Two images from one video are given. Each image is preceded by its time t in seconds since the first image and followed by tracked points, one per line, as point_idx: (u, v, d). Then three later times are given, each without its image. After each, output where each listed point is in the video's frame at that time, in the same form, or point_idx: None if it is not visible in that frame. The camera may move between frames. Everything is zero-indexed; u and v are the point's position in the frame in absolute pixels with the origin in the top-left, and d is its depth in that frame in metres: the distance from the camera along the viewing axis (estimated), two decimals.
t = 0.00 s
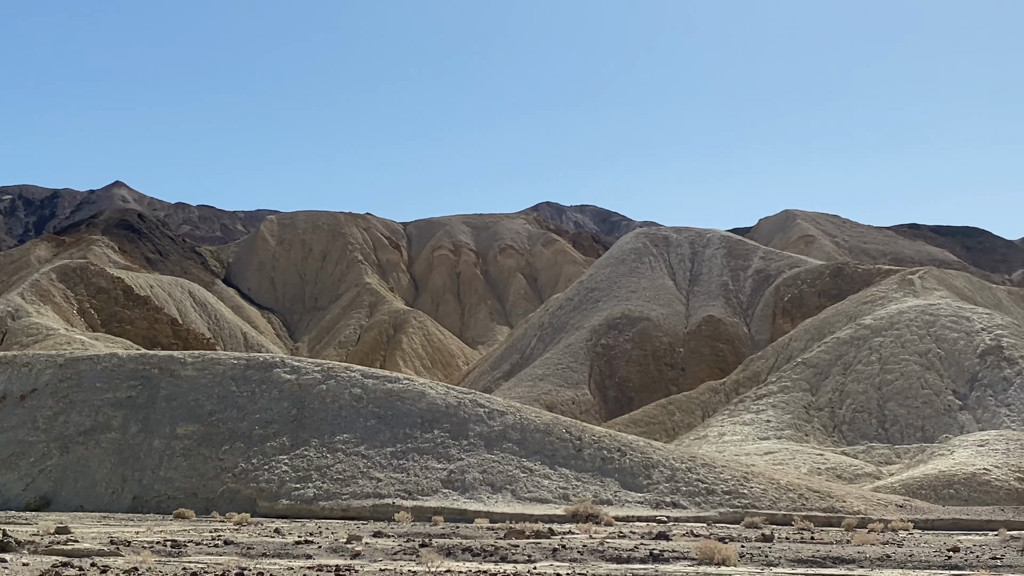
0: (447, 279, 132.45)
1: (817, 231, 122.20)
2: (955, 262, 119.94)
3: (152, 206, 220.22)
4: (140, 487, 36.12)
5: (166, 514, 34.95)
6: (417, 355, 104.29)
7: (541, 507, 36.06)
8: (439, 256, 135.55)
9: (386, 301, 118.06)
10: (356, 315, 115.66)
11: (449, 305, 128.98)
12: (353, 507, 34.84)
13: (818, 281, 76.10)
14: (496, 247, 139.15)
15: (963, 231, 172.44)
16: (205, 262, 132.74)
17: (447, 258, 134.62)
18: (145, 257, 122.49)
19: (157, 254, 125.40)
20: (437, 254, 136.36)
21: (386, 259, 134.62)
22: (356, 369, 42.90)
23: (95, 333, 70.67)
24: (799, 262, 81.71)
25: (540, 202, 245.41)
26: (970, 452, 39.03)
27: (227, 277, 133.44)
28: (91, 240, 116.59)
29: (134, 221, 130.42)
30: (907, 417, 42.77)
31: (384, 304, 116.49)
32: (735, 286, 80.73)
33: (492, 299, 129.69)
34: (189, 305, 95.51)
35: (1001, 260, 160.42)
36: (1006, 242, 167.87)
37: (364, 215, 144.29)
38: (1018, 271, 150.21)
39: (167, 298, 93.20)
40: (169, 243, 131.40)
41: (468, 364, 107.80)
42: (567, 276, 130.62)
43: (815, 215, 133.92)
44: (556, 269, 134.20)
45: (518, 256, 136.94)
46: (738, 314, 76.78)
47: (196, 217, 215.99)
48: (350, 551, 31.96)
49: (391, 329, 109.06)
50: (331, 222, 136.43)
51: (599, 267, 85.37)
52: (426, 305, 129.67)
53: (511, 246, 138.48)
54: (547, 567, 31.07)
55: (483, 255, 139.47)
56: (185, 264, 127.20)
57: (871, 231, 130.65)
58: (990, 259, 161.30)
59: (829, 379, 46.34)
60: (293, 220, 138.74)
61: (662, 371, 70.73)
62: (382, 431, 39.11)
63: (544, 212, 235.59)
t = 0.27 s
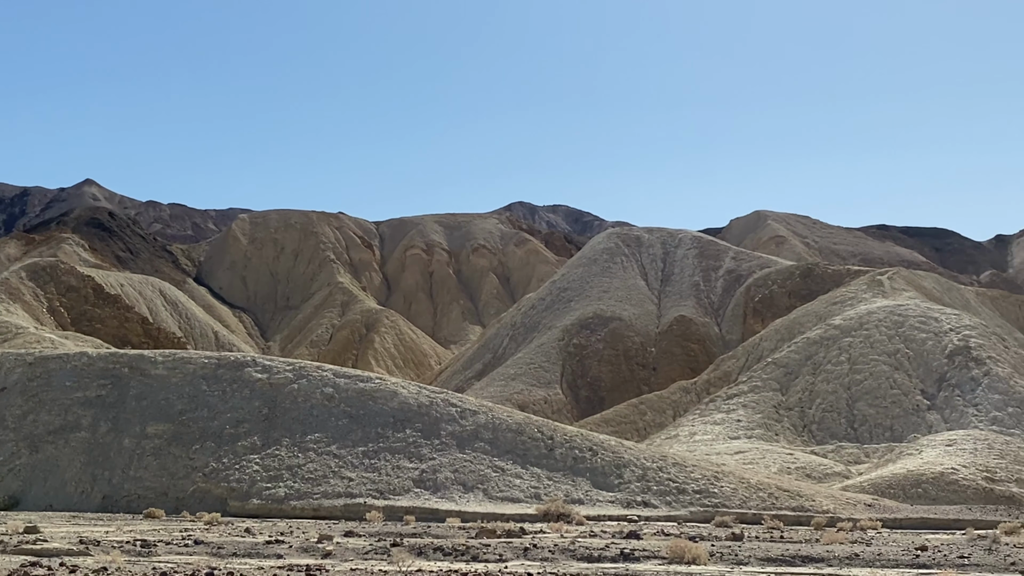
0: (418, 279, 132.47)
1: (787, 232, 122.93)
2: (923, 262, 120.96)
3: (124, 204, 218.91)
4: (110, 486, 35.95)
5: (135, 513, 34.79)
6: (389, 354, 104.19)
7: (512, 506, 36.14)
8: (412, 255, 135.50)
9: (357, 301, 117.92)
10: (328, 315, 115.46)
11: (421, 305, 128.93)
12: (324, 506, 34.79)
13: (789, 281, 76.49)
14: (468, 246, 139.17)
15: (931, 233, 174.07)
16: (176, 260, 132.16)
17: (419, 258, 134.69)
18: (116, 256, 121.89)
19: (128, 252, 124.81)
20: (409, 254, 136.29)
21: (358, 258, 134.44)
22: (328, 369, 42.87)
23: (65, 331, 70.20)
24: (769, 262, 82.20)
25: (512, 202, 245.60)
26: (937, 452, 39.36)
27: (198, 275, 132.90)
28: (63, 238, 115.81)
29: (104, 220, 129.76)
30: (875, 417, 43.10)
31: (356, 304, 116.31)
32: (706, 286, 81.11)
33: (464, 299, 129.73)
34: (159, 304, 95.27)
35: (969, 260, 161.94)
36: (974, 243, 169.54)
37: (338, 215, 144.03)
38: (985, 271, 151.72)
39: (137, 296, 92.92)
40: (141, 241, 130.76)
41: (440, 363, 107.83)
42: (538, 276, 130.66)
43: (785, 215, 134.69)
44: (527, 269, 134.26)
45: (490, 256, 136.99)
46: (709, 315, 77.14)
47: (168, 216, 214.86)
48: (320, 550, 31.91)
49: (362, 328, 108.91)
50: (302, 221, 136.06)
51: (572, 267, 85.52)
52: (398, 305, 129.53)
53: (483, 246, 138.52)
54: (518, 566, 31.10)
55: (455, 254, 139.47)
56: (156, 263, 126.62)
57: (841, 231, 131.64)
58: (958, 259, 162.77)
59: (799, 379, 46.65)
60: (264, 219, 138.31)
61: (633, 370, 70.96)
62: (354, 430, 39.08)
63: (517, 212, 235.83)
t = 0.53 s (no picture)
0: (386, 279, 132.76)
1: (750, 233, 124.03)
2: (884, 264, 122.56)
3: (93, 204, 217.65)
4: (77, 485, 36.04)
5: (103, 512, 34.90)
6: (357, 354, 104.35)
7: (479, 504, 36.49)
8: (381, 255, 135.70)
9: (326, 300, 118.04)
10: (297, 314, 115.44)
11: (388, 305, 129.05)
12: (292, 504, 35.02)
13: (752, 281, 77.26)
14: (436, 247, 139.46)
15: (892, 235, 176.46)
16: (144, 259, 131.73)
17: (388, 258, 135.02)
18: (84, 256, 121.42)
19: (95, 251, 124.38)
20: (378, 254, 136.49)
21: (327, 258, 134.48)
22: (295, 368, 43.10)
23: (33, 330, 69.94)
24: (733, 263, 83.11)
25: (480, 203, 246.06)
26: (897, 450, 40.05)
27: (167, 274, 132.51)
28: (33, 237, 115.23)
29: (71, 219, 129.17)
30: (837, 416, 43.75)
31: (325, 303, 116.37)
32: (671, 286, 81.87)
33: (432, 298, 130.05)
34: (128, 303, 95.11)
35: (928, 261, 164.22)
36: (933, 246, 171.99)
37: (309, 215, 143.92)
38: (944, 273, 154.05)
39: (105, 295, 92.79)
40: (109, 240, 130.29)
41: (407, 362, 108.14)
42: (506, 276, 131.14)
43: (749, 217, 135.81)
44: (495, 269, 134.65)
45: (458, 256, 137.31)
46: (673, 315, 77.86)
47: (137, 216, 213.69)
48: (287, 549, 32.16)
49: (331, 327, 109.02)
50: (271, 220, 135.78)
51: (539, 267, 85.93)
52: (366, 305, 129.66)
53: (452, 246, 138.84)
54: (484, 564, 31.44)
55: (424, 254, 139.72)
56: (124, 262, 126.21)
57: (804, 233, 133.17)
58: (918, 261, 165.04)
59: (762, 378, 47.27)
60: (233, 218, 137.87)
61: (599, 370, 71.54)
62: (322, 429, 39.33)
63: (485, 213, 236.31)
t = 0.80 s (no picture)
0: (352, 279, 133.36)
1: (705, 236, 125.82)
2: (833, 266, 125.12)
3: (60, 206, 216.45)
4: (46, 481, 36.59)
5: (71, 507, 35.49)
6: (322, 352, 104.93)
7: (440, 499, 37.42)
8: (346, 256, 136.25)
9: (292, 300, 118.46)
10: (262, 313, 115.86)
11: (353, 305, 129.72)
12: (257, 501, 35.77)
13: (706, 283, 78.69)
14: (400, 248, 140.13)
15: (843, 238, 179.82)
16: (112, 259, 131.38)
17: (353, 259, 135.58)
18: (53, 255, 120.97)
19: (64, 251, 123.97)
20: (343, 255, 137.07)
21: (293, 258, 134.86)
22: (261, 366, 43.85)
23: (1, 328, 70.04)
24: (689, 265, 84.75)
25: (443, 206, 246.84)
26: (846, 446, 41.40)
27: (135, 274, 132.29)
28: None
29: (40, 219, 128.42)
30: (789, 413, 45.05)
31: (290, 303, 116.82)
32: (630, 287, 83.28)
33: (396, 298, 130.75)
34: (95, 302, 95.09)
35: (877, 264, 167.50)
36: (882, 248, 175.42)
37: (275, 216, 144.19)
38: (892, 275, 157.45)
39: (73, 295, 92.80)
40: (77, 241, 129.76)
41: (372, 360, 108.79)
42: (469, 277, 132.07)
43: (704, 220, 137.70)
44: (458, 270, 135.60)
45: (422, 256, 138.14)
46: (631, 315, 79.19)
47: (105, 217, 212.58)
48: (253, 544, 32.91)
49: (296, 327, 109.48)
50: (238, 222, 135.89)
51: (501, 268, 86.87)
52: (332, 305, 130.32)
53: (415, 247, 139.59)
54: (446, 558, 32.32)
55: (388, 255, 140.34)
56: (93, 262, 125.90)
57: (758, 237, 135.57)
58: (867, 264, 168.39)
59: (716, 376, 48.57)
60: (201, 219, 137.98)
61: (559, 369, 72.71)
62: (287, 426, 40.12)
63: (448, 215, 237.17)
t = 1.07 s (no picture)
0: (316, 280, 134.20)
1: (656, 239, 128.25)
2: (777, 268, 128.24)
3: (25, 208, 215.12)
4: (15, 476, 37.52)
5: (40, 501, 36.46)
6: (285, 351, 105.86)
7: (400, 493, 38.77)
8: (308, 257, 137.05)
9: (256, 300, 119.17)
10: (226, 313, 116.52)
11: (317, 305, 130.75)
12: (222, 495, 36.91)
13: (657, 285, 80.65)
14: (362, 249, 141.19)
15: (788, 242, 183.41)
16: (79, 259, 131.32)
17: (316, 260, 136.42)
18: (23, 255, 120.67)
19: (33, 250, 123.69)
20: (307, 256, 137.81)
21: (258, 259, 135.53)
22: (226, 364, 44.98)
23: None
24: (641, 267, 86.77)
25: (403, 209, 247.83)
26: (789, 440, 43.26)
27: (104, 275, 132.41)
28: None
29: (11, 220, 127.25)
30: (735, 408, 46.87)
31: (254, 303, 117.55)
32: (584, 288, 85.10)
33: (358, 298, 131.78)
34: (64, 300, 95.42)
35: (819, 266, 171.01)
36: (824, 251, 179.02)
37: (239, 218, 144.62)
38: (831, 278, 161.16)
39: (42, 294, 93.06)
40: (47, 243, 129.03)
41: (335, 359, 109.76)
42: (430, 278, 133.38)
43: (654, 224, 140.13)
44: (419, 271, 136.86)
45: (383, 258, 139.36)
46: (586, 315, 80.98)
47: (71, 218, 211.47)
48: (217, 537, 34.09)
49: (260, 326, 110.21)
50: (204, 223, 136.28)
51: (460, 269, 88.09)
52: (296, 305, 131.31)
53: (377, 248, 140.71)
54: (405, 549, 33.65)
55: (350, 256, 141.32)
56: (60, 262, 125.83)
57: (706, 240, 138.32)
58: (810, 267, 171.81)
59: (666, 374, 50.32)
60: (167, 221, 138.23)
61: (515, 367, 74.16)
62: (251, 423, 41.32)
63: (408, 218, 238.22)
